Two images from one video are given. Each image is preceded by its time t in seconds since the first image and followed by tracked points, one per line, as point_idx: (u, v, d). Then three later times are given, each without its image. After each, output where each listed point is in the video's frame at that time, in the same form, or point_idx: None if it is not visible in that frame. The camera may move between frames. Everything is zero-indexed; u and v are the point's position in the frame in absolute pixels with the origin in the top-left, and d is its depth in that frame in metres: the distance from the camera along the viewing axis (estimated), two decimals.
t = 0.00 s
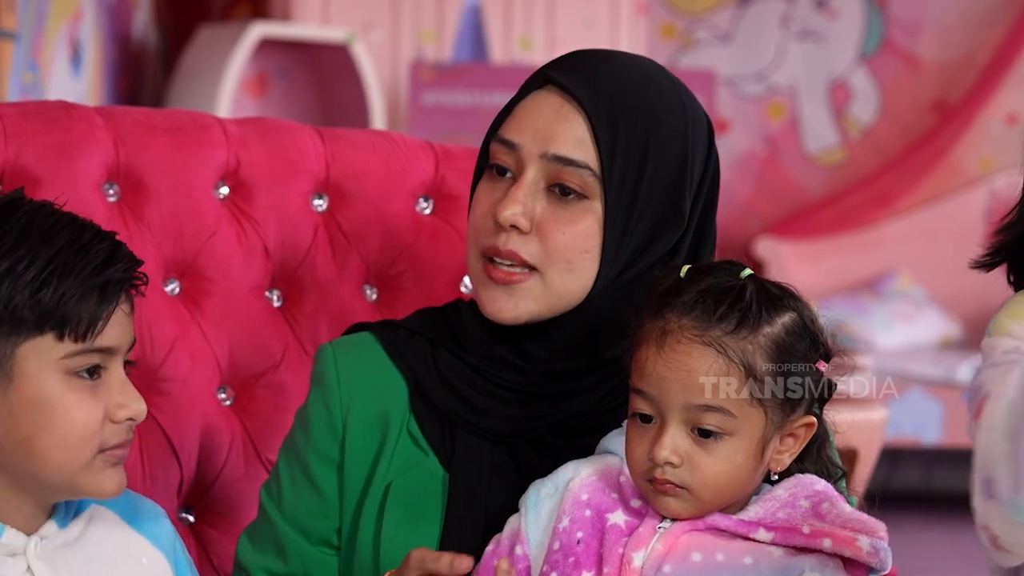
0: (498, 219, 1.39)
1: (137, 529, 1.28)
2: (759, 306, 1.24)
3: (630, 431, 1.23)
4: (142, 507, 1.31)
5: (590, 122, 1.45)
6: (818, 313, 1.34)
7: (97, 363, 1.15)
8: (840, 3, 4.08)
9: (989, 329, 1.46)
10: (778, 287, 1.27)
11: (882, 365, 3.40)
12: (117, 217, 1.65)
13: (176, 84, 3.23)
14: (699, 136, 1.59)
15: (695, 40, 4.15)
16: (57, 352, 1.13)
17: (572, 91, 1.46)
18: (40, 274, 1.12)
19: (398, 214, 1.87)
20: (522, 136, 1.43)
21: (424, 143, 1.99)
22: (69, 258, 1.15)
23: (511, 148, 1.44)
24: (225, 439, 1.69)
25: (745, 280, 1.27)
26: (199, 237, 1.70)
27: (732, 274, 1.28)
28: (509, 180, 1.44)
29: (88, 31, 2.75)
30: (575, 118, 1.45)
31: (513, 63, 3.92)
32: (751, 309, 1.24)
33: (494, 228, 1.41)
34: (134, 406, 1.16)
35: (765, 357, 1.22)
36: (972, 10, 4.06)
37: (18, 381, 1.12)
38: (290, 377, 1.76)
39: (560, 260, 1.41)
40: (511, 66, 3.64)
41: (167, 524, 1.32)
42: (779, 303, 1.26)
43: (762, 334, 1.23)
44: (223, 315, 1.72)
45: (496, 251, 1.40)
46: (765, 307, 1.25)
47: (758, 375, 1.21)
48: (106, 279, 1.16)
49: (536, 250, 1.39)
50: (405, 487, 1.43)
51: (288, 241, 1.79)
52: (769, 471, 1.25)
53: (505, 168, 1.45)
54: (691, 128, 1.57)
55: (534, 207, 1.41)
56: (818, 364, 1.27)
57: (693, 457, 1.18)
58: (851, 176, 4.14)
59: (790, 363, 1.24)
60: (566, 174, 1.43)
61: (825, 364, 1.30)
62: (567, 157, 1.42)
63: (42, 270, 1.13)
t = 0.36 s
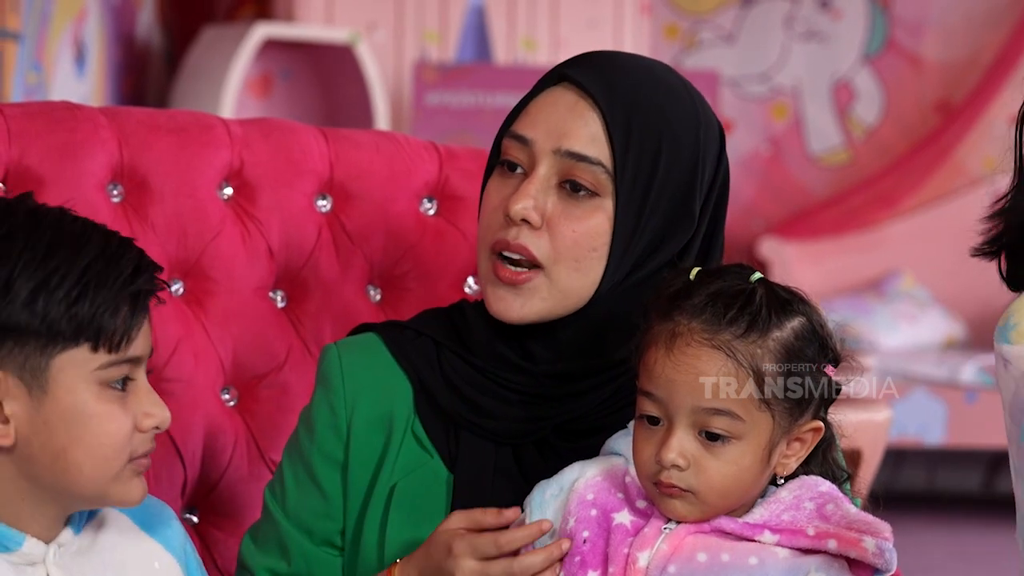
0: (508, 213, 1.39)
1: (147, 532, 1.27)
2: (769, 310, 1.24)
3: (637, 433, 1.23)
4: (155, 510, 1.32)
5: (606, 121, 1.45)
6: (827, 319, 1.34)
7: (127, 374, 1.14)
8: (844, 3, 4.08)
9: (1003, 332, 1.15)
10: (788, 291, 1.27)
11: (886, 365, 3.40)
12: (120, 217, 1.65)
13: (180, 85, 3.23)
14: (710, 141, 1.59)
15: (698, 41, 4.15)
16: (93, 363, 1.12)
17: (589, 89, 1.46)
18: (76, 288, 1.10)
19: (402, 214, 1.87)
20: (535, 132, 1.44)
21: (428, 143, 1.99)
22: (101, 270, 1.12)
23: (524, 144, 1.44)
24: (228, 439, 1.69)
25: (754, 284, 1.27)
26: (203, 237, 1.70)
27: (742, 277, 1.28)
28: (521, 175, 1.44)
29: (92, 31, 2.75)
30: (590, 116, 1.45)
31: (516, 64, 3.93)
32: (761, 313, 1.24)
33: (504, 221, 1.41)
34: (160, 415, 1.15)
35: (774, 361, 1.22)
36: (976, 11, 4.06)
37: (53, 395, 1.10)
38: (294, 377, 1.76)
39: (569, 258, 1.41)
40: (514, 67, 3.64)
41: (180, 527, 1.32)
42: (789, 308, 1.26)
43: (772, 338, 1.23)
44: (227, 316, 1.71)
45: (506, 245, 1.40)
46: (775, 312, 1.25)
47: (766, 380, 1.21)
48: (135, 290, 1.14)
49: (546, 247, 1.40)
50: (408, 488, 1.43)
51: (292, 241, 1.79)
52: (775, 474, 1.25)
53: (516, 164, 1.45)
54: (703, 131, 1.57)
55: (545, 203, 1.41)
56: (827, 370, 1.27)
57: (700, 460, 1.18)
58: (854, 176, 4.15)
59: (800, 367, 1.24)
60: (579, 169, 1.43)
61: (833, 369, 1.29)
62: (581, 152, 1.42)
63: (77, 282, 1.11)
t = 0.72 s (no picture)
0: (521, 210, 1.39)
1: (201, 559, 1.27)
2: (771, 311, 1.24)
3: (641, 434, 1.23)
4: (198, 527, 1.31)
5: (622, 123, 1.46)
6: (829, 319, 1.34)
7: (174, 410, 1.12)
8: (848, 3, 4.08)
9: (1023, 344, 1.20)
10: (790, 291, 1.27)
11: (889, 366, 3.40)
12: (124, 218, 1.66)
13: (184, 85, 3.23)
14: (724, 144, 1.58)
15: (702, 41, 4.14)
16: (141, 398, 1.10)
17: (605, 89, 1.47)
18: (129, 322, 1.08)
19: (406, 215, 1.87)
20: (551, 131, 1.44)
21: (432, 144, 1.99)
22: (155, 304, 1.11)
23: (540, 143, 1.44)
24: (232, 439, 1.69)
25: (756, 284, 1.27)
26: (207, 237, 1.70)
27: (744, 278, 1.28)
28: (535, 175, 1.45)
29: (96, 32, 2.75)
30: (607, 119, 1.46)
31: (520, 65, 3.93)
32: (762, 314, 1.24)
33: (517, 219, 1.41)
34: (207, 451, 1.13)
35: (776, 362, 1.22)
36: (979, 12, 4.06)
37: (100, 427, 1.08)
38: (298, 377, 1.76)
39: (581, 258, 1.41)
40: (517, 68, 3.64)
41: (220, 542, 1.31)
42: (791, 308, 1.26)
43: (774, 339, 1.23)
44: (230, 316, 1.71)
45: (518, 242, 1.40)
46: (777, 312, 1.25)
47: (768, 381, 1.20)
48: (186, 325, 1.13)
49: (558, 246, 1.39)
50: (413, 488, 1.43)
51: (295, 242, 1.79)
52: (779, 476, 1.25)
53: (530, 163, 1.46)
54: (719, 135, 1.57)
55: (558, 202, 1.41)
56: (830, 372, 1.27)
57: (703, 462, 1.18)
58: (857, 177, 4.15)
59: (802, 367, 1.23)
60: (593, 171, 1.43)
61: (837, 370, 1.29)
62: (597, 154, 1.43)
63: (129, 316, 1.09)
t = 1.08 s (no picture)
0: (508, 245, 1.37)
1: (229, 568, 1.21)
2: (772, 312, 1.24)
3: (642, 435, 1.23)
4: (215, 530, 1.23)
5: (608, 151, 1.43)
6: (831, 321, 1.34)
7: (159, 471, 0.98)
8: (850, 3, 4.08)
9: None
10: (791, 294, 1.27)
11: (891, 366, 3.40)
12: (126, 218, 1.66)
13: (186, 85, 3.24)
14: (721, 150, 1.58)
15: (704, 41, 4.14)
16: (117, 454, 0.97)
17: (592, 116, 1.45)
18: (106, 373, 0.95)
19: (408, 215, 1.87)
20: (539, 159, 1.41)
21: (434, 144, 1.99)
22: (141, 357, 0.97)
23: (529, 169, 1.42)
24: (234, 439, 1.70)
25: (758, 287, 1.27)
26: (209, 237, 1.70)
27: (746, 280, 1.28)
28: (525, 201, 1.42)
29: (98, 32, 2.75)
30: (594, 147, 1.43)
31: (522, 65, 3.92)
32: (764, 315, 1.24)
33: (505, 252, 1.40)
34: (194, 513, 0.99)
35: (778, 364, 1.22)
36: (981, 11, 4.06)
37: (79, 479, 0.97)
38: (300, 377, 1.76)
39: (569, 288, 1.40)
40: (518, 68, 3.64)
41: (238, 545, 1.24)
42: (792, 310, 1.26)
43: (775, 341, 1.23)
44: (232, 316, 1.71)
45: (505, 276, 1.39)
46: (778, 313, 1.25)
47: (769, 383, 1.20)
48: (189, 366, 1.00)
49: (546, 278, 1.38)
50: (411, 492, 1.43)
51: (297, 242, 1.79)
52: (780, 478, 1.25)
53: (520, 188, 1.43)
54: (713, 152, 1.56)
55: (547, 230, 1.39)
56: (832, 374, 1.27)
57: (706, 462, 1.18)
58: (859, 177, 4.14)
59: (802, 370, 1.23)
60: (581, 204, 1.41)
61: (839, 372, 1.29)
62: (585, 186, 1.40)
63: (129, 354, 0.97)
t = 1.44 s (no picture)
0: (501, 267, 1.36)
1: (189, 537, 1.15)
2: (780, 316, 1.24)
3: (648, 436, 1.23)
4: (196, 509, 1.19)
5: (598, 169, 1.41)
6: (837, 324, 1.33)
7: (34, 497, 0.92)
8: (850, 4, 4.08)
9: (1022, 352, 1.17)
10: (799, 297, 1.27)
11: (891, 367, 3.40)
12: (127, 218, 1.66)
13: (186, 86, 3.24)
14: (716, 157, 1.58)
15: (704, 41, 4.14)
16: None
17: (583, 137, 1.42)
18: None
19: (408, 216, 1.87)
20: (529, 178, 1.39)
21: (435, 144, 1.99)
22: None
23: (518, 188, 1.39)
24: (235, 441, 1.70)
25: (765, 290, 1.26)
26: (209, 237, 1.70)
27: (753, 283, 1.28)
28: (515, 219, 1.40)
29: (98, 32, 2.75)
30: (583, 165, 1.41)
31: (523, 65, 3.92)
32: (772, 319, 1.23)
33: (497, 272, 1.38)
34: (79, 540, 0.92)
35: (785, 370, 1.21)
36: (982, 11, 4.06)
37: None
38: (300, 378, 1.76)
39: (563, 305, 1.38)
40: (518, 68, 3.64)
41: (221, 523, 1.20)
42: (800, 314, 1.25)
43: (783, 345, 1.22)
44: (232, 316, 1.72)
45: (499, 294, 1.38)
46: (786, 317, 1.24)
47: (775, 389, 1.20)
48: (74, 384, 0.92)
49: (540, 295, 1.37)
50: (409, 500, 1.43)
51: (298, 243, 1.78)
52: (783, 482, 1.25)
53: (510, 207, 1.41)
54: (704, 160, 1.55)
55: (539, 251, 1.37)
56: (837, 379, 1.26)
57: (709, 466, 1.18)
58: (859, 177, 4.15)
59: (809, 375, 1.23)
60: (572, 224, 1.38)
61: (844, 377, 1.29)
62: (576, 206, 1.38)
63: None
